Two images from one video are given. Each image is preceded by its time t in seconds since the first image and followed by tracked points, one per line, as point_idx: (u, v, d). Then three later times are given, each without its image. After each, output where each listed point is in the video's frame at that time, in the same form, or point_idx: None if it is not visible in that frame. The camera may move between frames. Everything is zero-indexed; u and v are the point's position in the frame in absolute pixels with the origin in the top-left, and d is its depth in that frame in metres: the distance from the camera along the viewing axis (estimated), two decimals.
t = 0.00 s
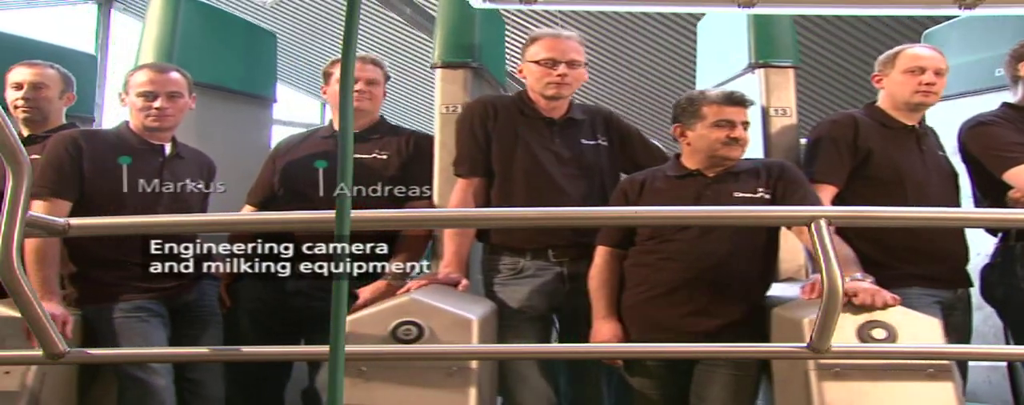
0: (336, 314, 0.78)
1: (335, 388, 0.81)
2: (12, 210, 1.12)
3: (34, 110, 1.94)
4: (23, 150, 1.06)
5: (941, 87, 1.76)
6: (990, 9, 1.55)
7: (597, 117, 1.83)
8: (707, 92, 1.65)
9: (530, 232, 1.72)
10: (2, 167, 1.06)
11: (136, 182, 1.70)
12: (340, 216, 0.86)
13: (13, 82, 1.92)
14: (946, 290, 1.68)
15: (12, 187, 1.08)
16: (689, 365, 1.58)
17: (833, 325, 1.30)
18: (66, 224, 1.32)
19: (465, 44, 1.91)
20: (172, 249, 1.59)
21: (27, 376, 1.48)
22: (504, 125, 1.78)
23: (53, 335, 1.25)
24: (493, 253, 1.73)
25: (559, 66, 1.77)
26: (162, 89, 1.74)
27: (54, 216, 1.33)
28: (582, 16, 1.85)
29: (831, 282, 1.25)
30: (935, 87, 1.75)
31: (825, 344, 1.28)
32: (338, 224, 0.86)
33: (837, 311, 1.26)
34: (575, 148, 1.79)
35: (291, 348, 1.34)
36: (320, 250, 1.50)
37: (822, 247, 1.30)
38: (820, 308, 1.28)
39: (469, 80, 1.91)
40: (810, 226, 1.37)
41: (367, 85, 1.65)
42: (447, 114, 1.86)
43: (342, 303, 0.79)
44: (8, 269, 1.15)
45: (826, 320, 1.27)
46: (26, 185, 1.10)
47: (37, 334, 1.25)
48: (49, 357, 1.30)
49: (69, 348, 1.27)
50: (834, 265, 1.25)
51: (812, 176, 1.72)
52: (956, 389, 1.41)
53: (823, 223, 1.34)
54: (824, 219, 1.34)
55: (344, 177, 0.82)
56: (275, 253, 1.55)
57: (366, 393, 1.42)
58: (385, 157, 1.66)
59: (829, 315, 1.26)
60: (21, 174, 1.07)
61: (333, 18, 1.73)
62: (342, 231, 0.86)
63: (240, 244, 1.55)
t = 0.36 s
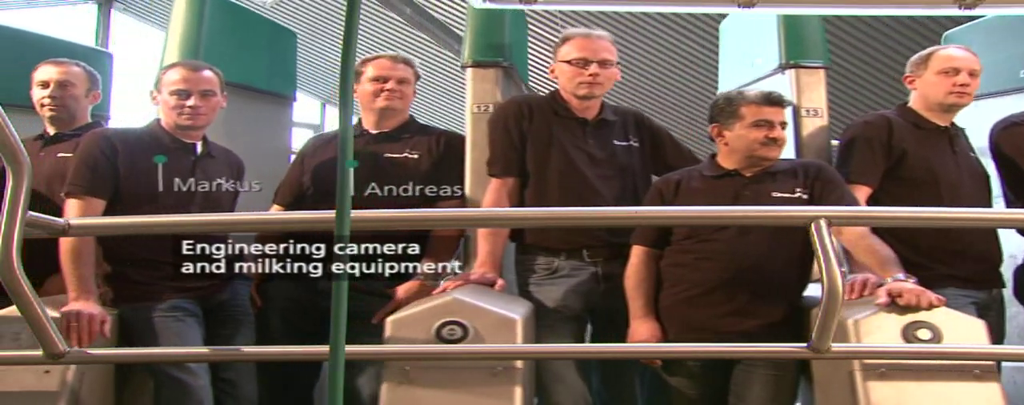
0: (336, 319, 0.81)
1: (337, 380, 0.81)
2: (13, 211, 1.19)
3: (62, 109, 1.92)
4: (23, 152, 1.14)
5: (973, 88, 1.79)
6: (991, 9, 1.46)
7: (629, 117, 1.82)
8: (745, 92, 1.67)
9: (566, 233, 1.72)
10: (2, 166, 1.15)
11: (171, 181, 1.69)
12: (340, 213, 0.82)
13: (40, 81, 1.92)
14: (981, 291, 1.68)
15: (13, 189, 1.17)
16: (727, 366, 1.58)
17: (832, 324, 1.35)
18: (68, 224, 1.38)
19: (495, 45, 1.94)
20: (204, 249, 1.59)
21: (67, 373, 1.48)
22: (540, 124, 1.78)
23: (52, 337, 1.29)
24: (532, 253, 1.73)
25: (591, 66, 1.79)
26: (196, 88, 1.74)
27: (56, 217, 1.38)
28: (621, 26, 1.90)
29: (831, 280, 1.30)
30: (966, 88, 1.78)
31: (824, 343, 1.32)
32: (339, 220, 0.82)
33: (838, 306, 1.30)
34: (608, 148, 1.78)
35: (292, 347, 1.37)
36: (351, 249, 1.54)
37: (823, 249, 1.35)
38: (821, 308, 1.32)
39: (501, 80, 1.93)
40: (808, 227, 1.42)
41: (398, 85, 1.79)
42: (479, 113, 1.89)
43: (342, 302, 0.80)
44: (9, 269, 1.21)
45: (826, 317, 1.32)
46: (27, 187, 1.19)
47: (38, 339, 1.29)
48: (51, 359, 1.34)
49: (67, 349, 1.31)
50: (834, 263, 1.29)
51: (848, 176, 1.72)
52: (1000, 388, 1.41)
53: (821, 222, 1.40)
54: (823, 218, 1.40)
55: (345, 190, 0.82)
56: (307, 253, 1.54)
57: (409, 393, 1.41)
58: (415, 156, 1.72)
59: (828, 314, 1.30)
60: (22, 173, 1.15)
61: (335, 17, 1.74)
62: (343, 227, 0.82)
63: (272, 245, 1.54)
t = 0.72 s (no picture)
0: (337, 315, 0.79)
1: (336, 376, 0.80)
2: (12, 209, 1.14)
3: (89, 106, 1.94)
4: (23, 150, 1.10)
5: (1008, 90, 1.80)
6: (990, 9, 1.54)
7: (661, 116, 1.81)
8: (783, 93, 1.67)
9: (600, 232, 1.72)
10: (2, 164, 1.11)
11: (206, 181, 1.68)
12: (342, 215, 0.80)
13: (69, 79, 1.97)
14: (1016, 290, 1.68)
15: (13, 187, 1.12)
16: (766, 367, 1.59)
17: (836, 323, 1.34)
18: (68, 224, 1.37)
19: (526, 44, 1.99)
20: (235, 250, 1.55)
21: (107, 372, 1.49)
22: (575, 124, 1.77)
23: (53, 339, 1.28)
24: (568, 254, 1.73)
25: (624, 65, 1.76)
26: (229, 86, 1.71)
27: (56, 217, 1.37)
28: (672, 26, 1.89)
29: (831, 281, 1.29)
30: (999, 90, 1.79)
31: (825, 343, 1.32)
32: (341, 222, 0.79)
33: (839, 306, 1.30)
34: (642, 148, 1.77)
35: (292, 347, 1.37)
36: (383, 250, 1.61)
37: (821, 247, 1.34)
38: (821, 306, 1.31)
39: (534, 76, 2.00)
40: (810, 227, 1.43)
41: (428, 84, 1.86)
42: (510, 113, 1.95)
43: (342, 302, 0.80)
44: (8, 269, 1.18)
45: (827, 316, 1.31)
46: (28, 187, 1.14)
47: (38, 340, 1.27)
48: (51, 359, 1.32)
49: (66, 349, 1.30)
50: (834, 265, 1.28)
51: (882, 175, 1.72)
52: None
53: (820, 222, 1.40)
54: (822, 218, 1.40)
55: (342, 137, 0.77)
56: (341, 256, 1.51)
57: (454, 393, 1.42)
58: (447, 155, 1.80)
59: (829, 315, 1.29)
60: (22, 174, 1.11)
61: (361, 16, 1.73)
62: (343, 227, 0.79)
63: (306, 245, 1.50)
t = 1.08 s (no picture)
0: (336, 314, 0.81)
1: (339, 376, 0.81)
2: (11, 210, 1.12)
3: (112, 104, 1.92)
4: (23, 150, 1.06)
5: None
6: (990, 9, 1.54)
7: (693, 117, 1.82)
8: (820, 93, 1.68)
9: (634, 233, 1.73)
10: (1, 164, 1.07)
11: (242, 180, 1.66)
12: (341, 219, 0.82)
13: (91, 76, 1.94)
14: None
15: (12, 188, 1.09)
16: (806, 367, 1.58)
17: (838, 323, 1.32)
18: (68, 225, 1.31)
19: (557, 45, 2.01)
20: (267, 250, 1.55)
21: (148, 371, 1.48)
22: (609, 123, 1.77)
23: (54, 340, 1.25)
24: (605, 255, 1.74)
25: (653, 65, 1.76)
26: (264, 84, 1.72)
27: (55, 217, 1.32)
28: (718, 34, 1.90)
29: (830, 283, 1.27)
30: None
31: (824, 343, 1.30)
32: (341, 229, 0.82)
33: (837, 308, 1.28)
34: (676, 148, 1.76)
35: (292, 347, 1.32)
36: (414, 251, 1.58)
37: (821, 247, 1.31)
38: (821, 305, 1.29)
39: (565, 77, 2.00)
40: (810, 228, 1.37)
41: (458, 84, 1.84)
42: (542, 112, 1.95)
43: (342, 303, 0.81)
44: (8, 269, 1.15)
45: (826, 316, 1.29)
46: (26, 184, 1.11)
47: (37, 340, 1.24)
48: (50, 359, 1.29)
49: (66, 349, 1.27)
50: (833, 265, 1.26)
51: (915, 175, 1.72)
52: None
53: (821, 222, 1.35)
54: (823, 219, 1.35)
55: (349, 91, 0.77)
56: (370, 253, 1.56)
57: (499, 393, 1.41)
58: (479, 155, 1.79)
59: (828, 314, 1.27)
60: (22, 174, 1.08)
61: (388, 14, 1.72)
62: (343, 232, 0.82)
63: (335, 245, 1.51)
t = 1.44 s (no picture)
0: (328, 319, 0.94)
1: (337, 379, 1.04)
2: (12, 210, 1.10)
3: (137, 103, 1.88)
4: (22, 150, 1.06)
5: None
6: (989, 9, 1.55)
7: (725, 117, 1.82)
8: (856, 94, 1.68)
9: (669, 232, 1.72)
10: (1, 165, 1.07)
11: (278, 179, 1.67)
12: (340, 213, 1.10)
13: (116, 75, 1.90)
14: None
15: (12, 189, 1.08)
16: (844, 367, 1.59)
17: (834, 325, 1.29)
18: (68, 224, 1.29)
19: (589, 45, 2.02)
20: (299, 251, 1.44)
21: (189, 370, 1.48)
22: (643, 123, 1.77)
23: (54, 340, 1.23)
24: (639, 255, 1.73)
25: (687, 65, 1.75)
26: (299, 83, 1.69)
27: (55, 216, 1.29)
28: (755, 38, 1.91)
29: (832, 288, 1.24)
30: None
31: (824, 344, 1.27)
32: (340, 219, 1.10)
33: (838, 306, 1.25)
34: (710, 148, 1.76)
35: (292, 347, 1.29)
36: (446, 250, 1.46)
37: (822, 247, 1.28)
38: (821, 305, 1.26)
39: (596, 76, 1.99)
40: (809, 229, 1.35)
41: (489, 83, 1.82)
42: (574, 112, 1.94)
43: (340, 306, 1.04)
44: (8, 268, 1.14)
45: (826, 316, 1.26)
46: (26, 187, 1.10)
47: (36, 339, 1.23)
48: (50, 358, 1.28)
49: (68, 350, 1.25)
50: (834, 264, 1.24)
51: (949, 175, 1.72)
52: None
53: (821, 222, 1.33)
54: (823, 218, 1.33)
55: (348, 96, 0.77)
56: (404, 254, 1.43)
57: (546, 393, 1.41)
58: (513, 155, 1.78)
59: (828, 314, 1.25)
60: (22, 174, 1.07)
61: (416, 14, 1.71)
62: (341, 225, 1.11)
63: (366, 245, 1.38)
